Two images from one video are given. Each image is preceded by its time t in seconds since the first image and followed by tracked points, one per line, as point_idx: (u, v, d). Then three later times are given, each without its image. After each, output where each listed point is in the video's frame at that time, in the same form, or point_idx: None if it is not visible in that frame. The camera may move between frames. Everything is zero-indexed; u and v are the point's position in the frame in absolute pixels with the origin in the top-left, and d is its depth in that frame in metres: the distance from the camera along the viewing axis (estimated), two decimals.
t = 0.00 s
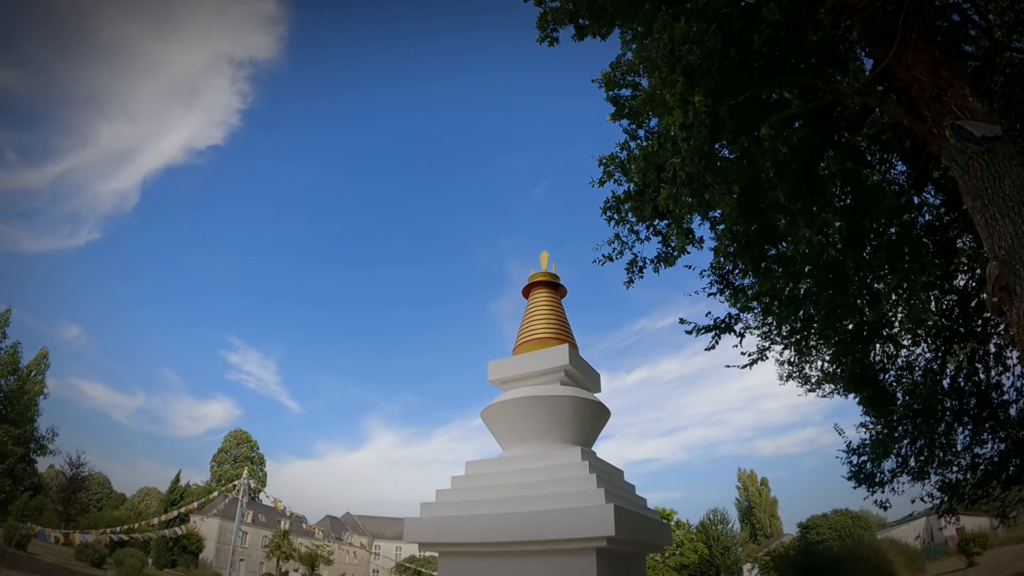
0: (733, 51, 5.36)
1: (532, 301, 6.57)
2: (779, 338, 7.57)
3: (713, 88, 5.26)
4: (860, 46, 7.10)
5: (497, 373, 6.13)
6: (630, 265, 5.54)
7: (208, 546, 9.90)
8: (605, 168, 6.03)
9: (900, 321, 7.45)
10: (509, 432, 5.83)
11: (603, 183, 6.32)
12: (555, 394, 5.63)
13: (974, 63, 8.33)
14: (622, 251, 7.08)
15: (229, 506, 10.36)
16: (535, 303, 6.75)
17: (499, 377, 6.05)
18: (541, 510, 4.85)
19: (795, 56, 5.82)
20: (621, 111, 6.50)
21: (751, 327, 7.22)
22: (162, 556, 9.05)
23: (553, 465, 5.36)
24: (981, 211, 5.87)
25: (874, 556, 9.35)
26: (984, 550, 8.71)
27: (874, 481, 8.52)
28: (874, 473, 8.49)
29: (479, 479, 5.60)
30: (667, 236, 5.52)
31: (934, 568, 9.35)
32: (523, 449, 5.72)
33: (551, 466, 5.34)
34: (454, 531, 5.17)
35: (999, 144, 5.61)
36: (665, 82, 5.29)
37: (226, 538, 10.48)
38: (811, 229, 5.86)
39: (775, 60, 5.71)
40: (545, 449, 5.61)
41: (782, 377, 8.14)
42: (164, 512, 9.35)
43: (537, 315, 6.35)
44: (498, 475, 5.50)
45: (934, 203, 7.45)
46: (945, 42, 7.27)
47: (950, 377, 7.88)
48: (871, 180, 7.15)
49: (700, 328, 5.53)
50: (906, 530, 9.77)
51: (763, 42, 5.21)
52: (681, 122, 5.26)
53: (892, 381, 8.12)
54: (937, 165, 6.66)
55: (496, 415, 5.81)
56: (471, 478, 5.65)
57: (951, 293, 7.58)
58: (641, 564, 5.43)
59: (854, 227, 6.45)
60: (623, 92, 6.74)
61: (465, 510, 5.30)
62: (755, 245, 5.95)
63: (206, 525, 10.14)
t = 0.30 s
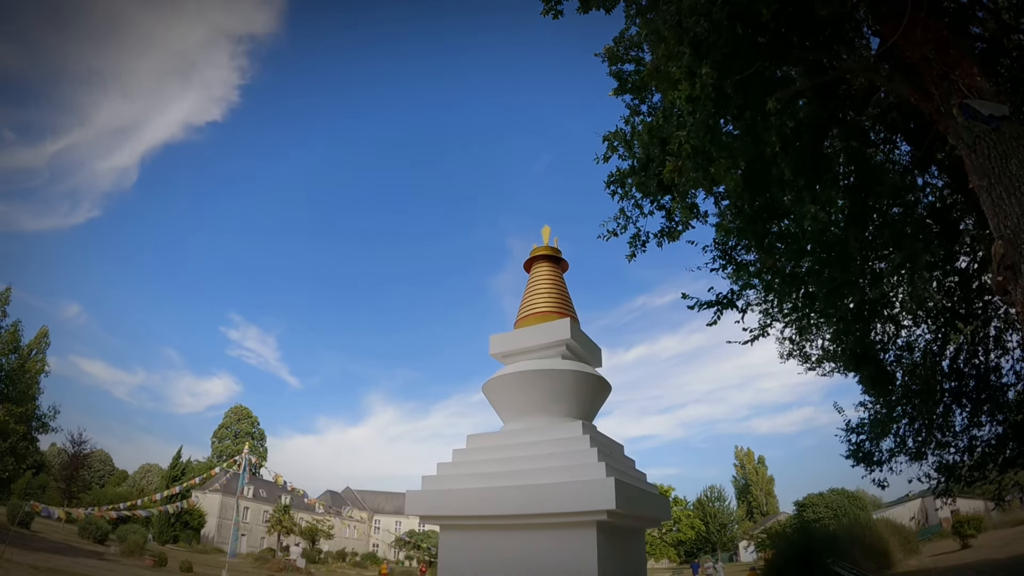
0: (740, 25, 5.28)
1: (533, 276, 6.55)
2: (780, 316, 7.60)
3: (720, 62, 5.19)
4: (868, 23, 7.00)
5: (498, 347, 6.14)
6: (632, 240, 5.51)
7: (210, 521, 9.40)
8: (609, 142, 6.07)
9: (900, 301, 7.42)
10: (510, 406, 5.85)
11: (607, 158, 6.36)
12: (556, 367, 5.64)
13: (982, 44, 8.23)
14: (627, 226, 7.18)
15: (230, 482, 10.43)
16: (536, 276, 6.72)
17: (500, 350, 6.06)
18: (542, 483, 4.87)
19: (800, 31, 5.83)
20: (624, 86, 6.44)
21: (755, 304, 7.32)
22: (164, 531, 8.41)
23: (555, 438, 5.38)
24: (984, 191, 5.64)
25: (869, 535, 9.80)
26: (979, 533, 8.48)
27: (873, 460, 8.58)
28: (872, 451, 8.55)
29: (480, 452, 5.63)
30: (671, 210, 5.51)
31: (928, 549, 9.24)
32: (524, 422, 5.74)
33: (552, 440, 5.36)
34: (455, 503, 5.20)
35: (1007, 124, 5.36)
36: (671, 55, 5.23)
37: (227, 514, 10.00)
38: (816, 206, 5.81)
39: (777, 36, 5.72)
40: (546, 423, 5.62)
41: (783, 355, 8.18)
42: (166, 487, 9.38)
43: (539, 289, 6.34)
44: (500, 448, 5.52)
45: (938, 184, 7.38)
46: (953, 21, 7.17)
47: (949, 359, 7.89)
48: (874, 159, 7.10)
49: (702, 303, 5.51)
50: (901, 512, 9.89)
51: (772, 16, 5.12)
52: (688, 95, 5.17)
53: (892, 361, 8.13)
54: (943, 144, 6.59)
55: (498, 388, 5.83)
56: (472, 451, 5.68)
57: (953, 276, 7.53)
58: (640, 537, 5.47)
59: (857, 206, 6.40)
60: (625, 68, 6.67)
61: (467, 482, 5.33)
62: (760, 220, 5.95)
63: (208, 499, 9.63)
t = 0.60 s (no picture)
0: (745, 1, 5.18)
1: (529, 252, 6.50)
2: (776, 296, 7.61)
3: (726, 38, 5.09)
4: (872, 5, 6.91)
5: (493, 323, 6.10)
6: (632, 218, 5.46)
7: (202, 498, 9.19)
8: (607, 120, 6.00)
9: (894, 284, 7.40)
10: (506, 382, 5.82)
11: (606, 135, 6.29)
12: (552, 343, 5.61)
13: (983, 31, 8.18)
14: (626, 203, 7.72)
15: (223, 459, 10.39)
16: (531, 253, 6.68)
17: (495, 327, 6.02)
18: (537, 459, 4.84)
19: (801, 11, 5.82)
20: (621, 63, 6.35)
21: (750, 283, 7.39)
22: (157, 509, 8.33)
23: (550, 414, 5.35)
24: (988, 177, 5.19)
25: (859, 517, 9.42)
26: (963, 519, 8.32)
27: (864, 442, 8.61)
28: (864, 433, 8.58)
29: (476, 428, 5.60)
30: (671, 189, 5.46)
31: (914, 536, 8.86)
32: (520, 398, 5.71)
33: (547, 416, 5.33)
34: (451, 479, 5.17)
35: (1013, 107, 4.90)
36: (676, 28, 5.15)
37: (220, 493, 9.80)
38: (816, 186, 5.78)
39: (779, 16, 5.66)
40: (541, 399, 5.59)
41: (777, 335, 8.19)
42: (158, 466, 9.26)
43: (535, 266, 6.29)
44: (495, 424, 5.49)
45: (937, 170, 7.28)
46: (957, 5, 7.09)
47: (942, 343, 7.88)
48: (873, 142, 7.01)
49: (700, 281, 5.48)
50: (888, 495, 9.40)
51: None
52: (690, 71, 5.11)
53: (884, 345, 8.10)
54: (943, 129, 6.50)
55: (494, 363, 5.78)
56: (467, 427, 5.65)
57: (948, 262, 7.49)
58: (634, 514, 5.46)
59: (855, 189, 6.36)
60: (622, 46, 6.58)
61: (462, 457, 5.30)
62: (759, 199, 5.95)
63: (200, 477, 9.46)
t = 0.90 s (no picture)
0: None
1: (521, 230, 6.43)
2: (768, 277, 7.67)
3: (726, 15, 4.99)
4: None
5: (485, 300, 6.04)
6: (629, 196, 5.40)
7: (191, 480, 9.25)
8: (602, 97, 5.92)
9: (884, 267, 7.36)
10: (498, 360, 5.76)
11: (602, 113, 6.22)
12: (545, 321, 5.55)
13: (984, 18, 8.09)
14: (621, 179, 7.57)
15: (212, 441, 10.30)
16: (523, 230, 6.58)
17: (487, 304, 5.97)
18: (530, 438, 4.78)
19: None
20: (615, 42, 6.24)
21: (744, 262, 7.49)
22: (147, 492, 8.20)
23: (544, 392, 5.30)
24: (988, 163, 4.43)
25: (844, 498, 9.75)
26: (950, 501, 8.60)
27: (854, 423, 8.63)
28: (854, 415, 8.60)
29: (469, 406, 5.54)
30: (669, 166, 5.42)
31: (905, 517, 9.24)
32: (513, 376, 5.65)
33: (541, 393, 5.28)
34: (444, 457, 5.11)
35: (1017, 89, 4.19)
36: (677, 4, 5.00)
37: (209, 474, 9.88)
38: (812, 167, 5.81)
39: None
40: (534, 376, 5.54)
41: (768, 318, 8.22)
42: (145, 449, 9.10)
43: (527, 243, 6.22)
44: (489, 401, 5.43)
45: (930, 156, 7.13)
46: None
47: (932, 327, 7.83)
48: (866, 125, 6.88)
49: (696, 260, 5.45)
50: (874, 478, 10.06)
51: None
52: (693, 49, 5.00)
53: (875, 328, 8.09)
54: (938, 113, 6.38)
55: (486, 342, 5.72)
56: (460, 405, 5.59)
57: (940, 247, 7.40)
58: (628, 493, 5.43)
59: (849, 171, 6.30)
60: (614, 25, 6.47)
61: (455, 436, 5.25)
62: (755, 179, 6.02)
63: (190, 460, 9.49)
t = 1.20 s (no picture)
0: None
1: (518, 207, 6.34)
2: (765, 257, 7.66)
3: None
4: None
5: (483, 278, 5.99)
6: (628, 172, 5.29)
7: (187, 460, 9.24)
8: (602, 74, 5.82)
9: (881, 248, 7.32)
10: (496, 337, 5.73)
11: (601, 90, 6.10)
12: (543, 298, 5.51)
13: None
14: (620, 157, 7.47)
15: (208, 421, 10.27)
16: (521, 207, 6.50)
17: (484, 281, 5.92)
18: (528, 413, 4.78)
19: None
20: (612, 18, 6.09)
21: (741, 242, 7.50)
22: (142, 473, 8.17)
23: (542, 369, 5.28)
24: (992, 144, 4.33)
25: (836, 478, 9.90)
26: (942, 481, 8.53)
27: (849, 402, 8.71)
28: (849, 394, 8.67)
29: (467, 383, 5.52)
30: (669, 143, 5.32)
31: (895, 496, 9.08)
32: (510, 353, 5.63)
33: (539, 370, 5.26)
34: (442, 435, 5.10)
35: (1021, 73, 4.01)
36: None
37: (205, 454, 9.88)
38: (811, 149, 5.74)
39: None
40: (532, 354, 5.52)
41: (764, 297, 8.22)
42: (140, 428, 9.04)
43: (524, 220, 6.14)
44: (488, 378, 5.42)
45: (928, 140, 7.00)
46: None
47: (926, 309, 7.83)
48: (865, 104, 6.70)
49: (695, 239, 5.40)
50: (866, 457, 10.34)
51: None
52: (698, 26, 4.92)
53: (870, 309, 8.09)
54: (939, 94, 6.26)
55: (485, 319, 5.69)
56: (458, 382, 5.58)
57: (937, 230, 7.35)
58: (626, 470, 5.46)
59: (847, 152, 6.23)
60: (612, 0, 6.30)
61: (453, 413, 5.24)
62: (757, 160, 5.98)
63: (185, 440, 9.46)
